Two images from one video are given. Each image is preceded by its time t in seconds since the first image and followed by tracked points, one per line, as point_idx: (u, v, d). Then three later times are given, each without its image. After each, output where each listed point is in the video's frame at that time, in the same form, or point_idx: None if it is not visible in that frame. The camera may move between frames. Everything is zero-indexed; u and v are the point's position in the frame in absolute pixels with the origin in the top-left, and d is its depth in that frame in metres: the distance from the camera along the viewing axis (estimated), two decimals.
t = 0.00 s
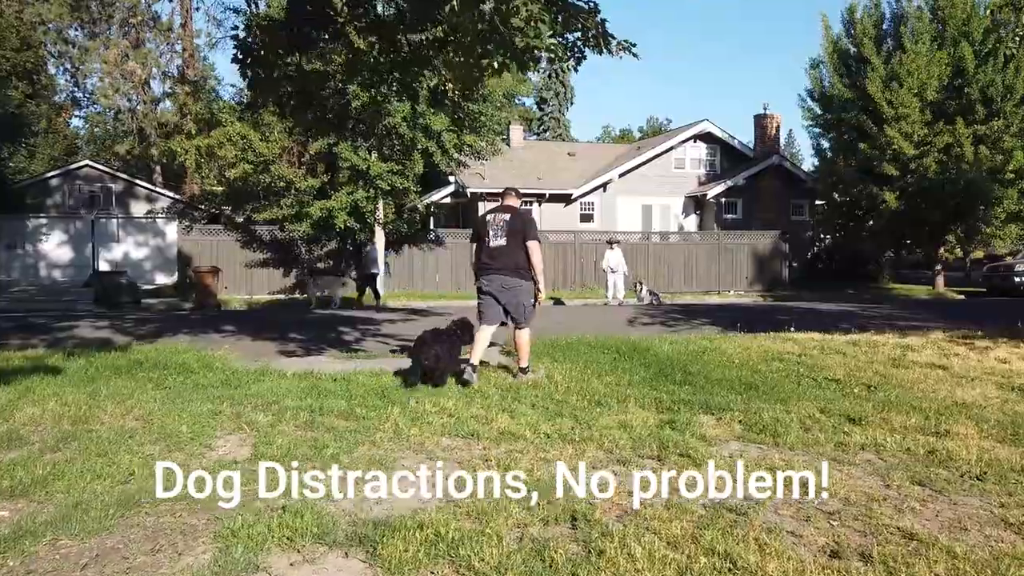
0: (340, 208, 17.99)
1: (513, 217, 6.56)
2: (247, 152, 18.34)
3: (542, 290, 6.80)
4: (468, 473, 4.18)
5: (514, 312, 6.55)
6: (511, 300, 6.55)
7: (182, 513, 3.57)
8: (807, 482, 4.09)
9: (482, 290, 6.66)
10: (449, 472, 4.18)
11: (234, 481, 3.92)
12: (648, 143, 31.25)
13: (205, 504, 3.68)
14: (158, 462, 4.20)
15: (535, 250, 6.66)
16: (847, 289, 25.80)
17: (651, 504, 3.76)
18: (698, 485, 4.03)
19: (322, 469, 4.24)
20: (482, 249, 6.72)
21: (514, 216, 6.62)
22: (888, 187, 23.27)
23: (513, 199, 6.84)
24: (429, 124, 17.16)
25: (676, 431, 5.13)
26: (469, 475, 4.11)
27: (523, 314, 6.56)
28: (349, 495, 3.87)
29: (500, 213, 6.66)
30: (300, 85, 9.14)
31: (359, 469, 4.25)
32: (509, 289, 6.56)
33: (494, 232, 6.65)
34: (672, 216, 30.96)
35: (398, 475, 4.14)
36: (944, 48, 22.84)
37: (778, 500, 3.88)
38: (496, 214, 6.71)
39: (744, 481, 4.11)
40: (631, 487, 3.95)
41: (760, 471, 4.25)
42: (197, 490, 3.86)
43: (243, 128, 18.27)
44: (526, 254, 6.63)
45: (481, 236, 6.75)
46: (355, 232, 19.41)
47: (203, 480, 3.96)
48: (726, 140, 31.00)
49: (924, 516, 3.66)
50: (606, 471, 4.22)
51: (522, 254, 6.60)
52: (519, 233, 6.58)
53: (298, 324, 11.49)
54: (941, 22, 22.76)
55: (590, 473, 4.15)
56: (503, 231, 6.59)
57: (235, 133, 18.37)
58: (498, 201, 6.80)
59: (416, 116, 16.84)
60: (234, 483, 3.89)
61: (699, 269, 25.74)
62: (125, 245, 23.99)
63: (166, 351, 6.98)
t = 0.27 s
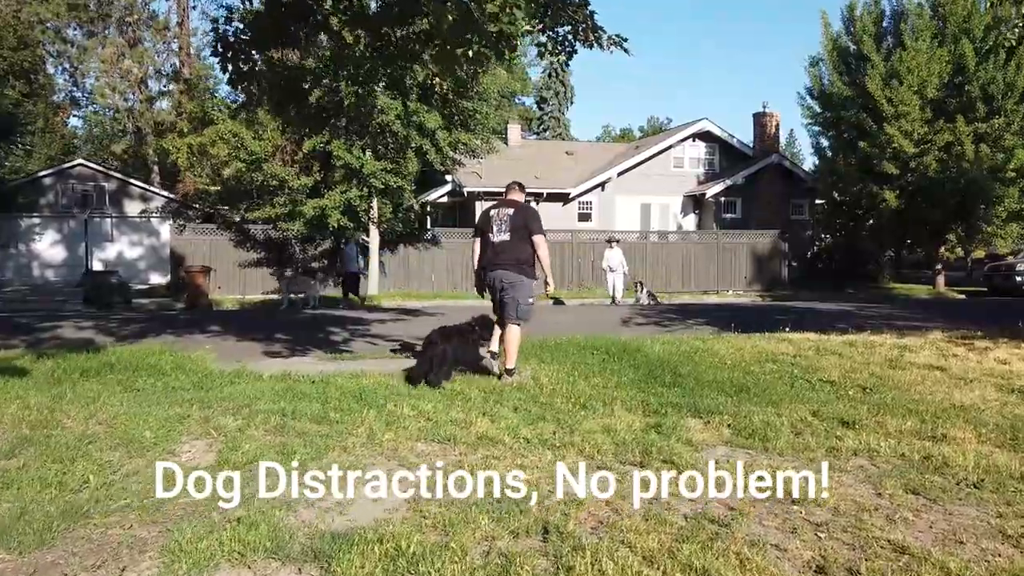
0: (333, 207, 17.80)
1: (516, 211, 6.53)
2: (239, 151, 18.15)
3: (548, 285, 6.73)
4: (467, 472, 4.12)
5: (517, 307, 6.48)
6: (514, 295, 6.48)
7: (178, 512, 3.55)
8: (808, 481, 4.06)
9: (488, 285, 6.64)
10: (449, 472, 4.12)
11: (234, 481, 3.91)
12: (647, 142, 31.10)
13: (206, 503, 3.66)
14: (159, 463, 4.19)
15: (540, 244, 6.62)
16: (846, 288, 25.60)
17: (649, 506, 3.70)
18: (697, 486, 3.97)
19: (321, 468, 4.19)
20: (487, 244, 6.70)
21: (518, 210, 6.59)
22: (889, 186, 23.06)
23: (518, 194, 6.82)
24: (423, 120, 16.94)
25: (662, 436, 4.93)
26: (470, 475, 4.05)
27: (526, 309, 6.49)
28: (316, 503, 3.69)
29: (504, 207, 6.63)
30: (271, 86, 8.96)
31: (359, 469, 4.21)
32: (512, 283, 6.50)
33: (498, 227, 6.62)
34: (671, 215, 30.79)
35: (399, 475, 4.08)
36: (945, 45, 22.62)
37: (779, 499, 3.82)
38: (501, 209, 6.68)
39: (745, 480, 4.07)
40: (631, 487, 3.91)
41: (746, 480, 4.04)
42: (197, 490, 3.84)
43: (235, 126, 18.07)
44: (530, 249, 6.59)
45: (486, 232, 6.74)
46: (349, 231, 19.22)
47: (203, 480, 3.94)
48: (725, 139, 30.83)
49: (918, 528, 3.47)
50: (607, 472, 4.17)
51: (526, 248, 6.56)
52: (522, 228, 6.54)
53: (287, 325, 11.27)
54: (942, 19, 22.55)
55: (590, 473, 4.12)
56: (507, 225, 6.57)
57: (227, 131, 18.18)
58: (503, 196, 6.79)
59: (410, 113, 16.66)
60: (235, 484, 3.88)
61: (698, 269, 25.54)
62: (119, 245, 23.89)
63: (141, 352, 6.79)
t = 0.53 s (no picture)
0: (328, 207, 17.63)
1: (521, 213, 6.40)
2: (234, 151, 17.99)
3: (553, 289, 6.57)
4: (465, 473, 4.11)
5: (516, 309, 6.35)
6: (514, 297, 6.35)
7: (178, 512, 3.55)
8: (805, 483, 4.10)
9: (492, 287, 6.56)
10: (448, 473, 4.12)
11: (233, 481, 3.91)
12: (646, 142, 30.97)
13: (205, 504, 3.66)
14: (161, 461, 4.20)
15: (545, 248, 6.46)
16: (848, 289, 25.42)
17: (647, 505, 3.71)
18: (698, 484, 3.95)
19: (322, 469, 4.20)
20: (492, 246, 6.60)
21: (524, 213, 6.46)
22: (890, 185, 22.88)
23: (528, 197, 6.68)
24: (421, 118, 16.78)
25: (651, 445, 4.73)
26: (470, 475, 4.06)
27: (524, 312, 6.35)
28: (285, 519, 3.52)
29: (510, 209, 6.52)
30: (264, 83, 9.26)
31: (358, 469, 4.21)
32: (513, 285, 6.37)
33: (502, 229, 6.51)
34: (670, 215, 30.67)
35: (399, 475, 4.09)
36: (947, 43, 22.42)
37: (779, 499, 3.80)
38: (507, 212, 6.56)
39: (744, 479, 4.10)
40: (631, 486, 3.93)
41: (736, 492, 3.88)
42: (197, 490, 3.84)
43: (229, 125, 17.90)
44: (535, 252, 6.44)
45: (492, 234, 6.64)
46: (345, 230, 19.05)
47: (203, 479, 3.95)
48: (725, 138, 30.69)
49: (918, 545, 3.30)
50: (607, 471, 4.19)
51: (529, 252, 6.41)
52: (525, 230, 6.40)
53: (277, 328, 11.09)
54: (944, 17, 22.36)
55: (589, 474, 4.14)
56: (512, 227, 6.44)
57: (221, 130, 18.00)
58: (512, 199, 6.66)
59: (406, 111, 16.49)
60: (234, 484, 3.88)
61: (699, 270, 25.36)
62: (114, 245, 23.79)
63: (122, 357, 6.62)
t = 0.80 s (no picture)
0: (319, 206, 17.33)
1: (532, 211, 6.38)
2: (223, 149, 17.68)
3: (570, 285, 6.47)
4: (466, 472, 4.10)
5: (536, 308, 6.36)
6: (529, 297, 6.38)
7: (179, 513, 3.53)
8: (804, 482, 4.13)
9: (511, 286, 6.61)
10: (449, 472, 4.09)
11: (235, 480, 3.88)
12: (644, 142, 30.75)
13: (204, 505, 3.63)
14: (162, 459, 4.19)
15: (559, 243, 6.37)
16: (847, 290, 25.15)
17: (646, 505, 3.70)
18: (698, 485, 3.99)
19: (323, 468, 4.16)
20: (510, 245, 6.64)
21: (535, 211, 6.43)
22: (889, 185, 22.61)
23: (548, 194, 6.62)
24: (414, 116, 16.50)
25: (636, 460, 4.43)
26: (470, 474, 4.03)
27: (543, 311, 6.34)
28: (235, 546, 3.23)
29: (524, 208, 6.51)
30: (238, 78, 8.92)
31: (359, 468, 4.19)
32: (530, 284, 6.39)
33: (518, 228, 6.53)
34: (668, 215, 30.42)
35: (399, 474, 4.07)
36: (947, 41, 22.17)
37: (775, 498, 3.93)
38: (523, 210, 6.55)
39: (744, 481, 4.14)
40: (631, 486, 3.91)
41: (723, 512, 3.60)
42: (198, 490, 3.83)
43: (219, 123, 17.59)
44: (549, 248, 6.38)
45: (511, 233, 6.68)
46: (336, 230, 18.76)
47: (203, 479, 3.93)
48: (723, 138, 30.47)
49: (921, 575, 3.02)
50: (608, 470, 4.17)
51: (541, 250, 6.37)
52: (536, 229, 6.37)
53: (261, 330, 10.79)
54: (945, 15, 22.10)
55: (590, 473, 4.12)
56: (525, 227, 6.44)
57: (211, 128, 17.71)
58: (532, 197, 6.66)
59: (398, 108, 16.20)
60: (235, 484, 3.85)
61: (696, 271, 25.09)
62: (104, 245, 23.50)
63: (87, 363, 6.33)
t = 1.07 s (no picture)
0: (297, 205, 16.95)
1: (544, 211, 6.43)
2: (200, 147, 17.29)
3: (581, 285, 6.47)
4: (465, 472, 4.07)
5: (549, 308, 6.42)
6: (541, 296, 6.45)
7: (179, 514, 3.46)
8: (806, 482, 4.12)
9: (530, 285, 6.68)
10: (448, 472, 4.07)
11: (234, 480, 3.83)
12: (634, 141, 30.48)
13: (203, 503, 3.58)
14: (163, 457, 4.13)
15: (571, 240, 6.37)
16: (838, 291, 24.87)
17: (649, 505, 3.73)
18: (698, 484, 4.04)
19: (324, 468, 4.12)
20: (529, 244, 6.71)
21: (548, 209, 6.46)
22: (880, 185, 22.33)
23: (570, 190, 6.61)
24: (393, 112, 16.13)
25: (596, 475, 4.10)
26: (469, 475, 4.00)
27: (555, 310, 6.39)
28: None
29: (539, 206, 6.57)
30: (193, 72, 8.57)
31: (360, 468, 4.14)
32: (544, 283, 6.45)
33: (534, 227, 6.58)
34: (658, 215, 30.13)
35: (400, 474, 4.02)
36: (937, 39, 21.91)
37: (780, 498, 3.89)
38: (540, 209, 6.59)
39: (744, 480, 4.13)
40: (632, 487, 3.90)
41: (680, 540, 3.26)
42: (196, 489, 3.76)
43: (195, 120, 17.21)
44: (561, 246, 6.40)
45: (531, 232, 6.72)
46: (317, 230, 18.39)
47: (204, 479, 3.86)
48: (713, 138, 30.24)
49: None
50: (607, 471, 4.15)
51: (552, 249, 6.41)
52: (548, 228, 6.42)
53: (229, 334, 10.44)
54: (935, 12, 21.84)
55: (590, 473, 4.10)
56: (539, 225, 6.50)
57: (187, 126, 17.32)
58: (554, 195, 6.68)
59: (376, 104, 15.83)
60: (235, 483, 3.80)
61: (686, 271, 24.77)
62: (83, 245, 23.08)
63: (22, 370, 5.96)
